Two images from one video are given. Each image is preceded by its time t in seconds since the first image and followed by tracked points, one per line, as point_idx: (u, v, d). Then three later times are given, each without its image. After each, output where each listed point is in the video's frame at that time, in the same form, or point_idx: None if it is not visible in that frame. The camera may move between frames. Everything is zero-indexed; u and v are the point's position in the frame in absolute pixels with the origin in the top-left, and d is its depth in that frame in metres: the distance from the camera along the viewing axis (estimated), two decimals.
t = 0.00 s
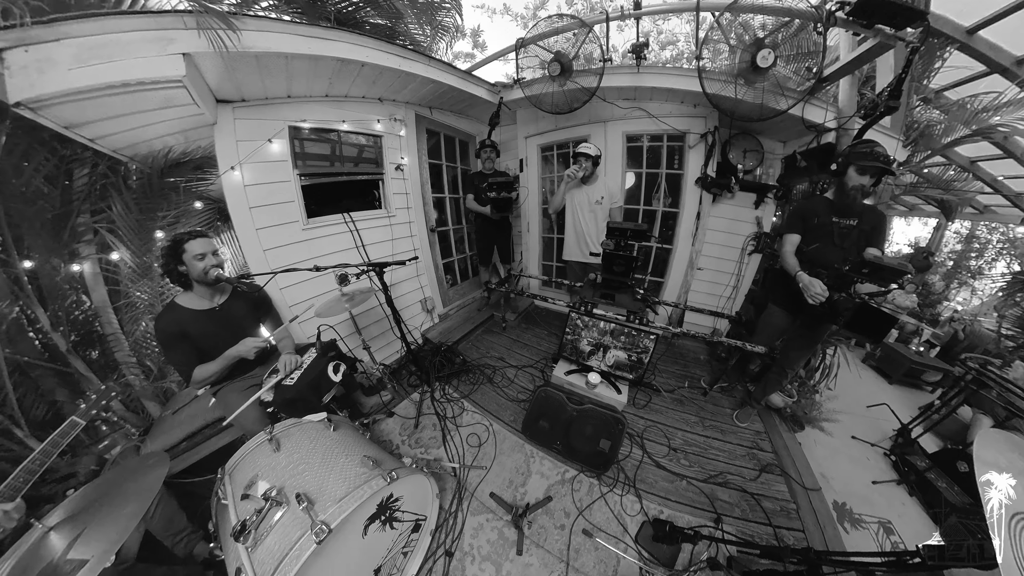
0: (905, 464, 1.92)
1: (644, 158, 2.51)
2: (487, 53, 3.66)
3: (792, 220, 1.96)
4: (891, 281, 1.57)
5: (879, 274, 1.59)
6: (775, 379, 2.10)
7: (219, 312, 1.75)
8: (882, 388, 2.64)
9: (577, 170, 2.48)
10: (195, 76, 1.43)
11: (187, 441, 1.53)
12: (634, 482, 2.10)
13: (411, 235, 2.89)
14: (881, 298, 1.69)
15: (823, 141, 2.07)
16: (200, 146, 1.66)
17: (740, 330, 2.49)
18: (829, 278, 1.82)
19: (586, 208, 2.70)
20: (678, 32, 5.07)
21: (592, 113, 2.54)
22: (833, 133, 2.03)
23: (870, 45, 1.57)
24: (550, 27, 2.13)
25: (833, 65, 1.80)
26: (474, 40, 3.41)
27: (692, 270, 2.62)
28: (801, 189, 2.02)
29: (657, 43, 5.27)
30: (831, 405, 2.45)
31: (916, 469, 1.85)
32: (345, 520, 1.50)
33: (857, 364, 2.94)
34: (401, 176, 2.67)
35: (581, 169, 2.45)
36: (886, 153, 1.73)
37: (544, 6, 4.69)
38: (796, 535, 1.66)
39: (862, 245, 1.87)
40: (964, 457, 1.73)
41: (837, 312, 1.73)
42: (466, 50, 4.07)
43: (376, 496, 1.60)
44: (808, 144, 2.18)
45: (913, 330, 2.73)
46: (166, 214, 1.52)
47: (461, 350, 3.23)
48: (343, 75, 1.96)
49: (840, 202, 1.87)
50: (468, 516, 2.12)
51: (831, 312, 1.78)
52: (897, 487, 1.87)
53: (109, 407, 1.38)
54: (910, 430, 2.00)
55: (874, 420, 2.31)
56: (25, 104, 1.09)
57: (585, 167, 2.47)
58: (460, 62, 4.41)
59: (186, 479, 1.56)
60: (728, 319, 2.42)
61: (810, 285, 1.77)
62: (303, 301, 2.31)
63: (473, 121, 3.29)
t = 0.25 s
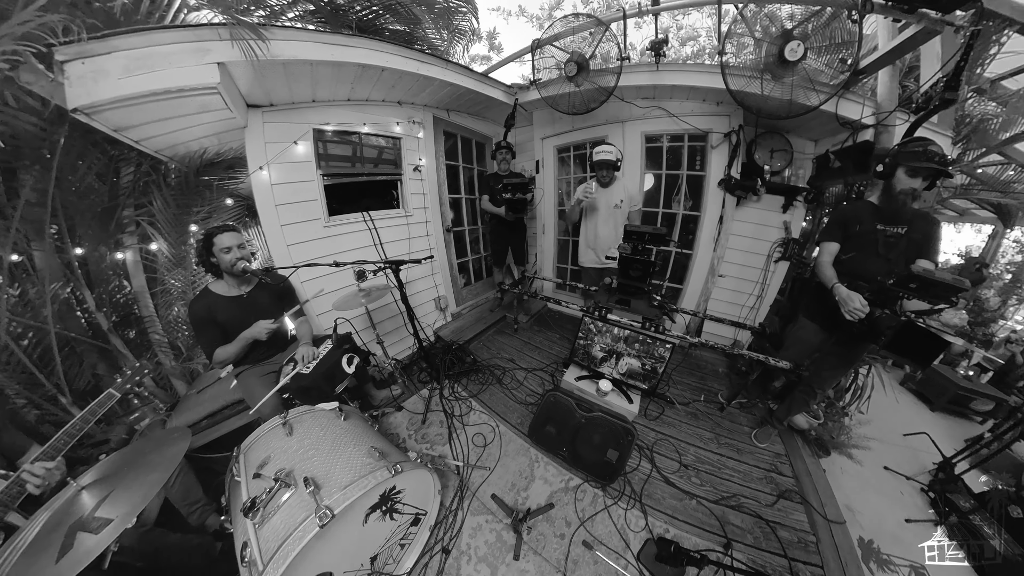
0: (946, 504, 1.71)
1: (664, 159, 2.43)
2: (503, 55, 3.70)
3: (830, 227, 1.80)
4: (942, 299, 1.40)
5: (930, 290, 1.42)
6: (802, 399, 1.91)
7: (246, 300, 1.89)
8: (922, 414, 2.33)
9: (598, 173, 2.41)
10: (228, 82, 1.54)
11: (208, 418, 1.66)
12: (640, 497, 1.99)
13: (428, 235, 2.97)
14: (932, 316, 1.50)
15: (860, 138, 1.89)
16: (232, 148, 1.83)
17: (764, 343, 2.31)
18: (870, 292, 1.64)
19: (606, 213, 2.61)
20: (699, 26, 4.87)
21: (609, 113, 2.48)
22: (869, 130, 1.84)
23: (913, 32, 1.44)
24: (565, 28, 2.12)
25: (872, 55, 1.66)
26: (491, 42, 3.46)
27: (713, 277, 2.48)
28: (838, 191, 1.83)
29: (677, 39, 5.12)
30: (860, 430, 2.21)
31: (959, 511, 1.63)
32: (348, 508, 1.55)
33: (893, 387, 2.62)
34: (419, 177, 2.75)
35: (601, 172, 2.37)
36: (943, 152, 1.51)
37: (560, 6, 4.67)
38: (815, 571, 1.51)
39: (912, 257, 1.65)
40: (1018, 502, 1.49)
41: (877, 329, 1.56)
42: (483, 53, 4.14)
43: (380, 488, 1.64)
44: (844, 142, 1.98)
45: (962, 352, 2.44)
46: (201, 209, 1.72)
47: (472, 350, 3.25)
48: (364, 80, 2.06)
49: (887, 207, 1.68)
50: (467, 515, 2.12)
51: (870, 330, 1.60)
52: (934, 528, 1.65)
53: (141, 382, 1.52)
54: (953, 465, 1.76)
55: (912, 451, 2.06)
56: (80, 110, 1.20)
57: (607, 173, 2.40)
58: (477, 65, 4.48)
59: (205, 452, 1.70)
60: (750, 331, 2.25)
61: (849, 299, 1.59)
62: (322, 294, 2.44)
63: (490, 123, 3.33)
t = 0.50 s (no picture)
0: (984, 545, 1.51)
1: (682, 160, 2.34)
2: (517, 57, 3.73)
3: (866, 234, 1.65)
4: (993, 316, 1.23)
5: (979, 306, 1.26)
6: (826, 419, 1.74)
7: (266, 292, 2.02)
8: (962, 444, 2.08)
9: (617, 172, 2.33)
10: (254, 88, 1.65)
11: (226, 402, 1.78)
12: (645, 511, 1.90)
13: (442, 234, 3.03)
14: (983, 335, 1.34)
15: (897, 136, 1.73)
16: (258, 149, 1.94)
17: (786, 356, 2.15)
18: (911, 306, 1.49)
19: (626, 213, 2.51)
20: (717, 22, 4.70)
21: (625, 113, 2.42)
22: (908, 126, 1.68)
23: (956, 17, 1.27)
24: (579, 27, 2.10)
25: (909, 44, 1.50)
26: (505, 44, 3.49)
27: (732, 284, 2.35)
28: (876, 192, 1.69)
29: (695, 34, 4.97)
30: (890, 456, 1.99)
31: (1001, 553, 1.44)
32: (352, 498, 1.60)
33: (930, 411, 2.34)
34: (434, 178, 2.81)
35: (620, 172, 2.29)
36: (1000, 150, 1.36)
37: (574, 6, 4.66)
38: None
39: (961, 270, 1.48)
40: None
41: (918, 348, 1.40)
42: (497, 56, 4.19)
43: (382, 480, 1.69)
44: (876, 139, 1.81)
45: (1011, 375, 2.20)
46: (228, 207, 1.83)
47: (481, 350, 3.27)
48: (382, 84, 2.13)
49: (935, 213, 1.53)
50: (467, 515, 2.12)
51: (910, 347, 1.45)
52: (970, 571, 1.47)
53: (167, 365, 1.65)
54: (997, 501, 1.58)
55: (949, 484, 1.83)
56: (121, 115, 1.31)
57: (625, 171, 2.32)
58: (492, 66, 4.54)
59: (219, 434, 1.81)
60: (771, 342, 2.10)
61: (887, 313, 1.44)
62: (338, 289, 2.54)
63: (504, 125, 3.36)
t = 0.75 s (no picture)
0: None
1: (704, 161, 2.22)
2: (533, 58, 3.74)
3: (915, 240, 1.42)
4: None
5: None
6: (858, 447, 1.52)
7: (287, 285, 2.16)
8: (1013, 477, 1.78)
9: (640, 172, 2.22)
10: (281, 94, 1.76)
11: (246, 385, 1.92)
12: (650, 528, 1.81)
13: (457, 234, 3.08)
14: None
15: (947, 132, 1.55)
16: (284, 151, 2.09)
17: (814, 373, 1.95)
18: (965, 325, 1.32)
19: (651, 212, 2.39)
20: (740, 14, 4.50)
21: (644, 112, 2.35)
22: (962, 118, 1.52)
23: None
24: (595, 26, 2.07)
25: (958, 28, 1.31)
26: (521, 46, 3.51)
27: (756, 293, 2.20)
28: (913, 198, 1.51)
29: (717, 29, 4.78)
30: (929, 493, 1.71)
31: None
32: (357, 487, 1.65)
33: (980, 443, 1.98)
34: (450, 179, 2.87)
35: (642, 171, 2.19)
36: None
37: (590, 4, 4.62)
38: None
39: None
40: None
41: (970, 374, 1.23)
42: (515, 58, 4.23)
43: (386, 472, 1.73)
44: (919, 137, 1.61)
45: None
46: (256, 204, 2.00)
47: (492, 351, 3.28)
48: (401, 88, 2.21)
49: (994, 219, 1.34)
50: (468, 514, 2.12)
51: (962, 370, 1.28)
52: None
53: (196, 348, 1.79)
54: None
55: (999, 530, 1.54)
56: (163, 119, 1.43)
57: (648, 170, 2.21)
58: (508, 68, 4.57)
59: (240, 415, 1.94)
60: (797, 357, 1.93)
61: (936, 332, 1.28)
62: (355, 285, 2.66)
63: (520, 126, 3.37)
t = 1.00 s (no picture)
0: None
1: (725, 161, 2.12)
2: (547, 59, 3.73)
3: (963, 249, 1.27)
4: None
5: None
6: (889, 476, 1.36)
7: (305, 280, 2.27)
8: None
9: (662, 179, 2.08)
10: (304, 98, 1.84)
11: (263, 373, 2.04)
12: (654, 544, 1.73)
13: (472, 235, 3.12)
14: None
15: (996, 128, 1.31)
16: (305, 152, 2.23)
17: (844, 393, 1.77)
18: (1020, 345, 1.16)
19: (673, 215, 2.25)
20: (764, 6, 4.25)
21: (661, 111, 2.27)
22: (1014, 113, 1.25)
23: None
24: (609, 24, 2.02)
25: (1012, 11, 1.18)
26: (534, 46, 3.51)
27: (780, 302, 2.07)
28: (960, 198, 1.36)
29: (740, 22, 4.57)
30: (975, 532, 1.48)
31: None
32: (362, 479, 1.70)
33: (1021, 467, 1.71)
34: (465, 180, 2.91)
35: (665, 177, 2.05)
36: None
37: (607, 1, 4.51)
38: None
39: None
40: None
41: None
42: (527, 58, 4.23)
43: (390, 466, 1.77)
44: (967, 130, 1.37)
45: None
46: (279, 203, 2.12)
47: (502, 352, 3.28)
48: (417, 91, 2.27)
49: None
50: (468, 514, 2.12)
51: (1016, 396, 1.13)
52: None
53: (218, 337, 1.91)
54: None
55: None
56: (195, 123, 1.55)
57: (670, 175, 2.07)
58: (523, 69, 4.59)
59: (257, 401, 2.06)
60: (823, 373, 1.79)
61: (981, 352, 1.14)
62: (370, 282, 2.76)
63: (535, 127, 3.37)
